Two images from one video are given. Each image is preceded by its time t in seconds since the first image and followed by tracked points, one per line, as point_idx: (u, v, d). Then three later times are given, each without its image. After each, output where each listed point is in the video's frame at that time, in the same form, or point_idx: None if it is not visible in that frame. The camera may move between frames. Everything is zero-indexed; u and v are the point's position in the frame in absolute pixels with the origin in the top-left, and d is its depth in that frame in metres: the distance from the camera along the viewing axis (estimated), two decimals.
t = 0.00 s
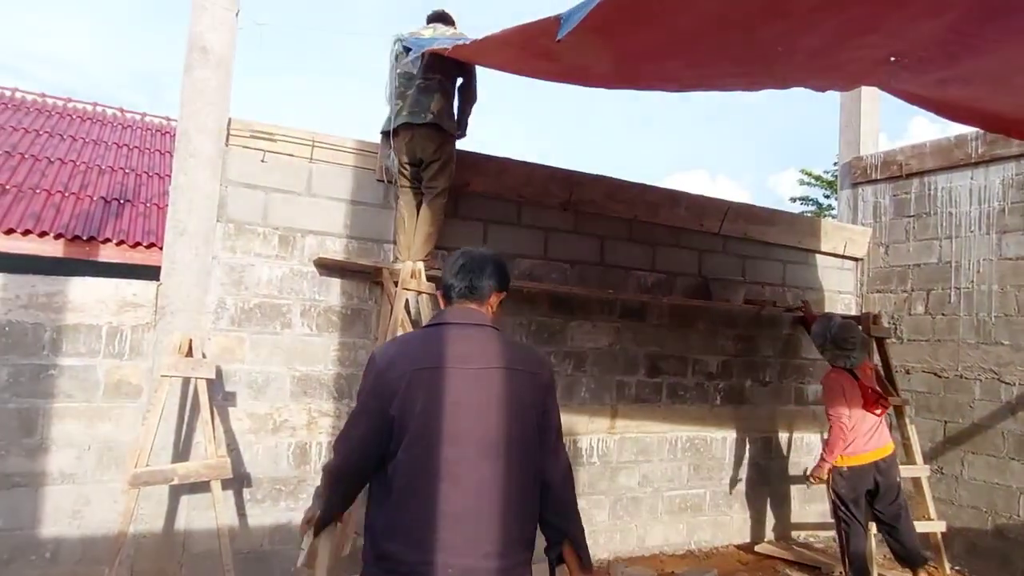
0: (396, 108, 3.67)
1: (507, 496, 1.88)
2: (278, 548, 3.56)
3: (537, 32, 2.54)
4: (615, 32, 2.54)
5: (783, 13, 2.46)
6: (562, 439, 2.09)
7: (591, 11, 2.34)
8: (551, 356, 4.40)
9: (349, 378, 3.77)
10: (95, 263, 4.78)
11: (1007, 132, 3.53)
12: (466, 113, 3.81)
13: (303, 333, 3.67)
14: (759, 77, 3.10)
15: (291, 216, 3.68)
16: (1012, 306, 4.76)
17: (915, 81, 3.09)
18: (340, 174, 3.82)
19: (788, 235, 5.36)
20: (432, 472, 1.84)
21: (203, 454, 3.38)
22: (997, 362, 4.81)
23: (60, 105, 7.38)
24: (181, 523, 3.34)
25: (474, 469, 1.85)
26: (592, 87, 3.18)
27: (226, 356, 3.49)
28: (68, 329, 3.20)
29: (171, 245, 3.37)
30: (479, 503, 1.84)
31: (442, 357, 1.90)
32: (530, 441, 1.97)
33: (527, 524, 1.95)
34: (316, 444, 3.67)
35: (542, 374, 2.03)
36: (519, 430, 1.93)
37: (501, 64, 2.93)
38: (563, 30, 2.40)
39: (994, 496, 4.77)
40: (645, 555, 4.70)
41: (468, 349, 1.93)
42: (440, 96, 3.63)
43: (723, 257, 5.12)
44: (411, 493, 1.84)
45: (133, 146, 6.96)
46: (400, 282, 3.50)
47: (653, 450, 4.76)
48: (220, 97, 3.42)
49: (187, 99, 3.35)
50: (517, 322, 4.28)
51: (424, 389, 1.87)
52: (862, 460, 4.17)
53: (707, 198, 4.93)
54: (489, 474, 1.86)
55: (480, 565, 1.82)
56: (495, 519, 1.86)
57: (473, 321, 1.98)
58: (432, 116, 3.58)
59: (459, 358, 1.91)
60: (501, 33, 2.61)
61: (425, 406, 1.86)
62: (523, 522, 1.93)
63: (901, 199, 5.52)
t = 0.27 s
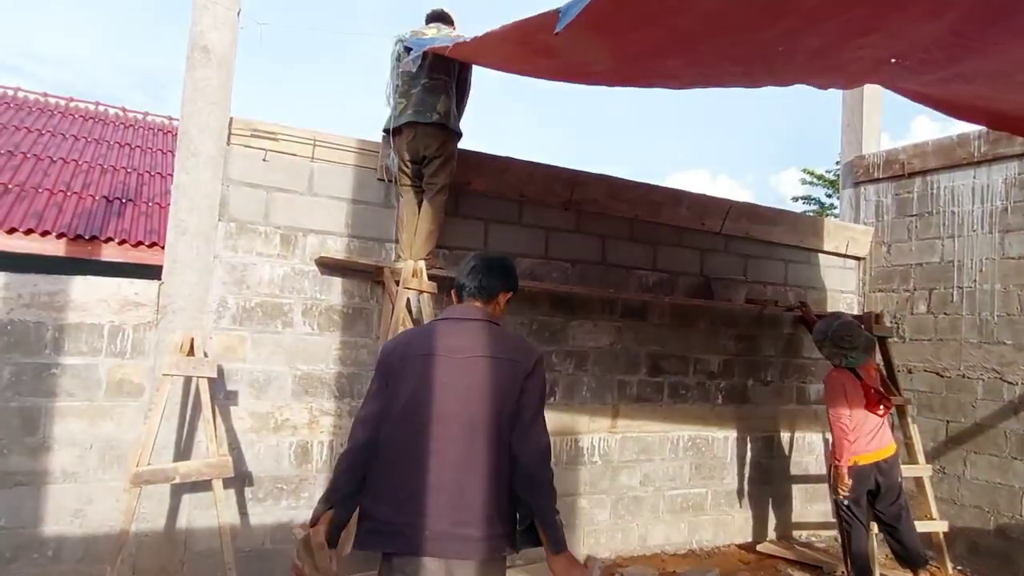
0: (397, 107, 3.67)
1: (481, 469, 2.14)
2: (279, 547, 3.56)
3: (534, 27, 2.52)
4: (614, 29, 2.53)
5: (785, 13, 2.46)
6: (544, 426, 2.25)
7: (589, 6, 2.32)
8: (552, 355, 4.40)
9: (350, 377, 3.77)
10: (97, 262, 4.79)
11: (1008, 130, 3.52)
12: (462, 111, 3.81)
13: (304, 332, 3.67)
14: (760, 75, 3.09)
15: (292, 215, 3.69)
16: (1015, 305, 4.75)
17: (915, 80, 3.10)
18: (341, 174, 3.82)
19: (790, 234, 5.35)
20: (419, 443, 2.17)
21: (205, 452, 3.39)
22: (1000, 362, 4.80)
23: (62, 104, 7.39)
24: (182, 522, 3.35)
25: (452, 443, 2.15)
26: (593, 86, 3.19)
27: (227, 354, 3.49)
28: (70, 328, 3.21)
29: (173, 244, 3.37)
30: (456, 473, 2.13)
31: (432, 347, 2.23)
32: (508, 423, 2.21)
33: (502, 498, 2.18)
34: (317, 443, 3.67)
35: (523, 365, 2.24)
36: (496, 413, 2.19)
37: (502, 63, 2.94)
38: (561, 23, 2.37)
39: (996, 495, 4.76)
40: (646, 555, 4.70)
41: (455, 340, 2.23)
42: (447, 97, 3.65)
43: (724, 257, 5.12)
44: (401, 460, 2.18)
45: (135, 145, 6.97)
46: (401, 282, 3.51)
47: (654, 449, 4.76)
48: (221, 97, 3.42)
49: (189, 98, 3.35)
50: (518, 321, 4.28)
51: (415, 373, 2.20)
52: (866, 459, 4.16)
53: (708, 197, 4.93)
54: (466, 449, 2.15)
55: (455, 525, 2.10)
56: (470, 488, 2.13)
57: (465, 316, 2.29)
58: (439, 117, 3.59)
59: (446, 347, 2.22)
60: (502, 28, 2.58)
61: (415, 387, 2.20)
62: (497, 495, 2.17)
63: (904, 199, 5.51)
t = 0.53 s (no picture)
0: (397, 107, 3.67)
1: (477, 462, 2.17)
2: (280, 547, 3.56)
3: (532, 23, 2.50)
4: (614, 24, 2.51)
5: (785, 10, 2.45)
6: (545, 422, 2.26)
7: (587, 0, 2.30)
8: (553, 355, 4.40)
9: (351, 377, 3.77)
10: (98, 261, 4.79)
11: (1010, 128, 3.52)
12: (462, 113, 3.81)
13: (305, 331, 3.67)
14: (761, 73, 3.09)
15: (293, 214, 3.68)
16: (1016, 305, 4.75)
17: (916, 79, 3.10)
18: (342, 173, 3.82)
19: (791, 234, 5.34)
20: (418, 436, 2.22)
21: (205, 452, 3.39)
22: (1001, 361, 4.80)
23: (63, 104, 7.40)
24: (183, 521, 3.35)
25: (450, 436, 2.19)
26: (595, 85, 3.19)
27: (228, 354, 3.49)
28: (71, 327, 3.21)
29: (173, 243, 3.37)
30: (453, 465, 2.17)
31: (434, 343, 2.28)
32: (507, 419, 2.23)
33: (499, 492, 2.20)
34: (318, 443, 3.67)
35: (524, 362, 2.27)
36: (494, 408, 2.21)
37: (501, 60, 2.93)
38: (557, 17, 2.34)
39: (997, 495, 4.75)
40: (647, 554, 4.70)
41: (455, 336, 2.27)
42: (446, 99, 3.65)
43: (725, 256, 5.11)
44: (402, 450, 2.24)
45: (136, 145, 6.97)
46: (402, 282, 3.52)
47: (655, 449, 4.76)
48: (222, 96, 3.42)
49: (189, 98, 3.35)
50: (519, 321, 4.28)
51: (417, 367, 2.27)
52: (865, 460, 4.15)
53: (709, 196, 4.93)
54: (463, 442, 2.18)
55: (450, 515, 2.14)
56: (466, 480, 2.16)
57: (467, 312, 2.32)
58: (437, 119, 3.59)
59: (446, 342, 2.26)
60: (500, 24, 2.57)
61: (416, 381, 2.26)
62: (494, 489, 2.19)
63: (905, 198, 5.51)
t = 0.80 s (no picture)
0: (399, 107, 3.66)
1: (477, 461, 2.19)
2: (281, 546, 3.57)
3: (535, 29, 2.52)
4: (616, 29, 2.52)
5: (787, 9, 2.45)
6: (547, 423, 2.27)
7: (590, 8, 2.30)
8: (554, 354, 4.40)
9: (351, 376, 3.77)
10: (99, 261, 4.79)
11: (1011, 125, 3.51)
12: (464, 112, 3.81)
13: (305, 330, 3.68)
14: (762, 72, 3.09)
15: (294, 213, 3.69)
16: (1018, 304, 4.74)
17: (917, 77, 3.10)
18: (342, 172, 3.82)
19: (792, 233, 5.34)
20: (418, 435, 2.24)
21: (206, 451, 3.39)
22: (1003, 361, 4.79)
23: (65, 103, 7.41)
24: (184, 520, 3.35)
25: (449, 435, 2.20)
26: (596, 85, 3.19)
27: (229, 353, 3.49)
28: (72, 326, 3.21)
29: (174, 242, 3.38)
30: (453, 464, 2.18)
31: (435, 344, 2.29)
32: (507, 419, 2.23)
33: (499, 491, 2.20)
34: (319, 442, 3.67)
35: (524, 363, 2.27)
36: (493, 408, 2.22)
37: (503, 63, 2.93)
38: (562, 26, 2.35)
39: (999, 494, 4.75)
40: (647, 553, 4.70)
41: (453, 336, 2.29)
42: (450, 99, 3.64)
43: (726, 255, 5.11)
44: (404, 449, 2.26)
45: (138, 144, 6.98)
46: (402, 280, 3.51)
47: (656, 448, 4.76)
48: (223, 95, 3.42)
49: (190, 97, 3.36)
50: (520, 320, 4.28)
51: (416, 367, 2.29)
52: (870, 461, 4.15)
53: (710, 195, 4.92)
54: (462, 442, 2.19)
55: (450, 514, 2.16)
56: (465, 479, 2.18)
57: (464, 313, 2.34)
58: (443, 120, 3.59)
59: (445, 342, 2.28)
60: (503, 31, 2.57)
61: (417, 381, 2.28)
62: (494, 487, 2.19)
63: (906, 197, 5.50)
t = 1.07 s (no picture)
0: (399, 107, 3.66)
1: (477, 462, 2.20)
2: (283, 546, 3.57)
3: (538, 31, 2.52)
4: (619, 31, 2.53)
5: (789, 10, 2.45)
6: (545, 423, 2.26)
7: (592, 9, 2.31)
8: (555, 354, 4.40)
9: (353, 376, 3.77)
10: (100, 261, 4.79)
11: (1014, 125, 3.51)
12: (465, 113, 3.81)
13: (306, 330, 3.68)
14: (764, 72, 3.08)
15: (295, 214, 3.69)
16: (1020, 303, 4.74)
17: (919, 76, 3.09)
18: (343, 172, 3.82)
19: (793, 233, 5.34)
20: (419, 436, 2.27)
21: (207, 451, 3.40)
22: (1004, 360, 4.79)
23: (66, 103, 7.42)
24: (185, 520, 3.35)
25: (449, 436, 2.22)
26: (597, 86, 3.19)
27: (230, 353, 3.50)
28: (73, 327, 3.22)
29: (175, 243, 3.38)
30: (453, 464, 2.20)
31: (436, 348, 2.31)
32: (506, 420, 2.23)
33: (501, 491, 2.21)
34: (320, 442, 3.67)
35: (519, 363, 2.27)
36: (491, 409, 2.22)
37: (505, 64, 2.93)
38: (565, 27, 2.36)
39: (1000, 495, 4.74)
40: (648, 553, 4.70)
41: (453, 340, 2.31)
42: (450, 99, 3.64)
43: (727, 255, 5.11)
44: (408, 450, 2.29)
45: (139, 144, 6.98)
46: (404, 280, 3.51)
47: (657, 448, 4.76)
48: (224, 95, 3.42)
49: (191, 97, 3.36)
50: (521, 320, 4.28)
51: (416, 372, 2.33)
52: (879, 462, 4.13)
53: (711, 195, 4.92)
54: (462, 442, 2.21)
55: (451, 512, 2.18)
56: (465, 479, 2.19)
57: (463, 317, 2.37)
58: (441, 119, 3.59)
59: (446, 346, 2.30)
60: (506, 33, 2.58)
61: (418, 384, 2.31)
62: (496, 487, 2.20)
63: (907, 197, 5.50)
